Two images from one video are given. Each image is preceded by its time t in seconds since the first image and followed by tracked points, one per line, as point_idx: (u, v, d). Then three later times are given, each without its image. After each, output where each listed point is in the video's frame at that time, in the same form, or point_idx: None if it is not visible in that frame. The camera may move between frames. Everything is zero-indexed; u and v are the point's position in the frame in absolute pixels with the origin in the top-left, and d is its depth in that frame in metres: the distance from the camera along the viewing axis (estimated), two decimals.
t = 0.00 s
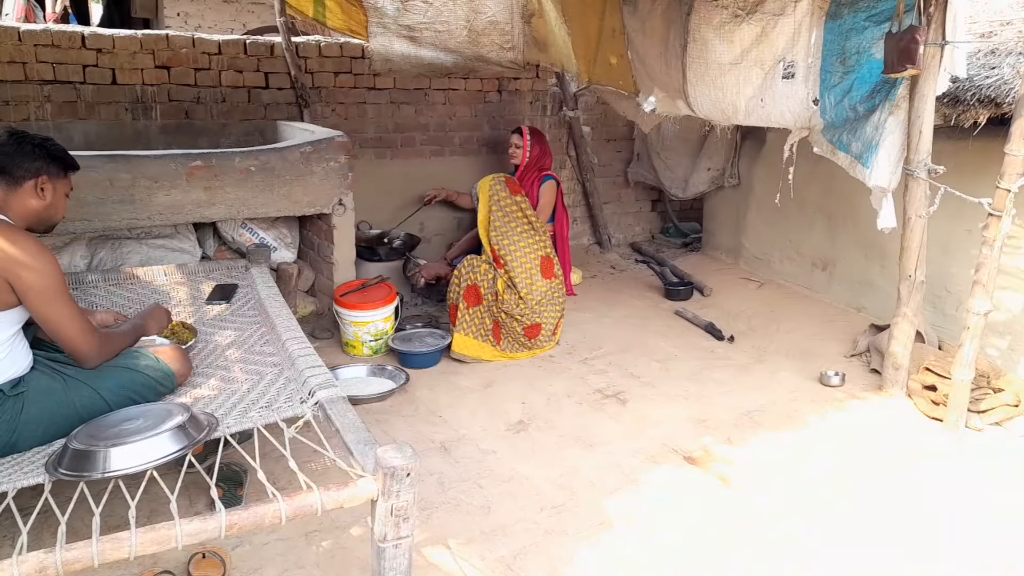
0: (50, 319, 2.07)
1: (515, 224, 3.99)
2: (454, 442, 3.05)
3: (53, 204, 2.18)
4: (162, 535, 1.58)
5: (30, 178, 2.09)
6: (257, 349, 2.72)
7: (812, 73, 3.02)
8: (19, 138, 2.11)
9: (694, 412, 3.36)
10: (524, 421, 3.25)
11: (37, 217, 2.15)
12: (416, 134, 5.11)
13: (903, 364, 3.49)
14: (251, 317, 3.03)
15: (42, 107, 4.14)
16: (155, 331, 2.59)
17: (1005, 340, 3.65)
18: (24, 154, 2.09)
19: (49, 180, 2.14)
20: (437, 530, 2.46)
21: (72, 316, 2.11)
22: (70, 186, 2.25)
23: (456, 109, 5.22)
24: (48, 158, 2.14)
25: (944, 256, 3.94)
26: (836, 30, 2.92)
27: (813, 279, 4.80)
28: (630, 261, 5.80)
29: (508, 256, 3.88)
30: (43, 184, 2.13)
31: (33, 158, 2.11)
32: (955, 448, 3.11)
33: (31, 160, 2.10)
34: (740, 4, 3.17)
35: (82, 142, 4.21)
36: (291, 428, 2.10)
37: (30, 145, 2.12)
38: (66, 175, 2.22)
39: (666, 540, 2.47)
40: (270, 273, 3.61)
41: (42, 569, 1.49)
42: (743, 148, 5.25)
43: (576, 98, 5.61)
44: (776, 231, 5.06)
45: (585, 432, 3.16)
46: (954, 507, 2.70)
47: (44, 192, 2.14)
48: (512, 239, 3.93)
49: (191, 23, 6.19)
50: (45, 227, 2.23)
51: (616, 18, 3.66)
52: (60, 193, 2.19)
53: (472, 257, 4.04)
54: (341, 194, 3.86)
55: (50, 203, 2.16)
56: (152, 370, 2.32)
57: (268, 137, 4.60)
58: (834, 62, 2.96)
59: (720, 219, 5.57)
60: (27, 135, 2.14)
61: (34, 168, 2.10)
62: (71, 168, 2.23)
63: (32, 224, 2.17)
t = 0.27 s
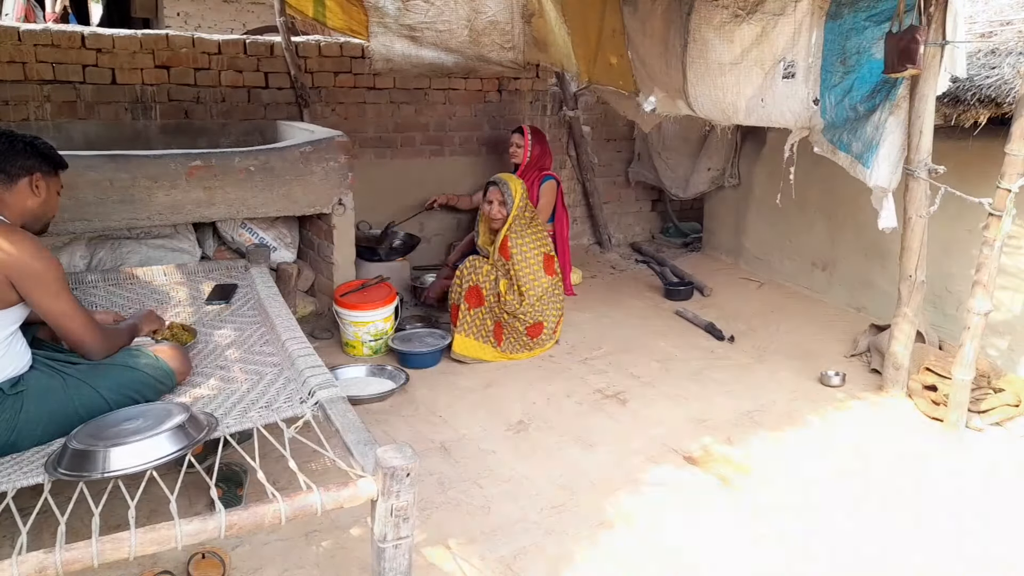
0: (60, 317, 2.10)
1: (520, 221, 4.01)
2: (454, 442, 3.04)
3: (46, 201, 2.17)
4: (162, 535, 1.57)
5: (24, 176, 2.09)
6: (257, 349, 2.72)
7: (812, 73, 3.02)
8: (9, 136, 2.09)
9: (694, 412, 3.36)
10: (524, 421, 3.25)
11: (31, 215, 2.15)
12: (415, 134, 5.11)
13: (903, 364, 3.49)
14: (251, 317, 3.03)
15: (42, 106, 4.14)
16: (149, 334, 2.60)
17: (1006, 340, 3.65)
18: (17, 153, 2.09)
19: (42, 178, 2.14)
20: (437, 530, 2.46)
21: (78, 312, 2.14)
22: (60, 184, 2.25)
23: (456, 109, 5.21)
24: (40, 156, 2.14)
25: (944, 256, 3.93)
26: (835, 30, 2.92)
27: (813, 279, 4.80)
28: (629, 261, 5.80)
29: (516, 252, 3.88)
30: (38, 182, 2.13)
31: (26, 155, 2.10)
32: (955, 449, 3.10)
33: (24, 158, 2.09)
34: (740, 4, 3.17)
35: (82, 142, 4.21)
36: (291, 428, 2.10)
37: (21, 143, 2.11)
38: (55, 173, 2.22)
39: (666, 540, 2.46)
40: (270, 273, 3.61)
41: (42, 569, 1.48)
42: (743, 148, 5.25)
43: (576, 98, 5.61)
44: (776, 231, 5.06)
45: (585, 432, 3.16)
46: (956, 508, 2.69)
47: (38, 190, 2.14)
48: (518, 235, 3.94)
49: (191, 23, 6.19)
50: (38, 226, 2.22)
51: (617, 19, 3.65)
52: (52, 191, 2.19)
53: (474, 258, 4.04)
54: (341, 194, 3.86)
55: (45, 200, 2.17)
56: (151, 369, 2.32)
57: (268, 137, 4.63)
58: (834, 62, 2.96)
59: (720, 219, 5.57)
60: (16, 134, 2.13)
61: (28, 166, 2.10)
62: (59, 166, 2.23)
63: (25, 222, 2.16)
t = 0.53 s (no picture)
0: (58, 321, 2.08)
1: (511, 222, 4.02)
2: (455, 442, 3.05)
3: (45, 200, 2.18)
4: (162, 534, 1.58)
5: (22, 174, 2.09)
6: (257, 349, 2.72)
7: (811, 73, 3.02)
8: (5, 134, 2.10)
9: (694, 412, 3.36)
10: (524, 421, 3.25)
11: (29, 213, 2.15)
12: (416, 134, 5.12)
13: (903, 364, 3.49)
14: (252, 317, 3.03)
15: (43, 106, 4.14)
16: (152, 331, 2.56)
17: (1006, 340, 3.65)
18: (14, 151, 2.09)
19: (40, 176, 2.15)
20: (437, 530, 2.47)
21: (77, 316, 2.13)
22: (58, 183, 2.25)
23: (456, 109, 5.22)
24: (37, 154, 2.14)
25: (943, 255, 3.94)
26: (835, 30, 2.93)
27: (812, 279, 4.81)
28: (630, 261, 5.80)
29: (507, 251, 3.88)
30: (35, 180, 2.13)
31: (23, 153, 2.10)
32: (954, 448, 3.11)
33: (21, 156, 2.10)
34: (740, 4, 3.17)
35: (82, 142, 4.23)
36: (291, 428, 2.10)
37: (18, 141, 2.11)
38: (53, 171, 2.23)
39: (666, 539, 2.47)
40: (270, 273, 3.62)
41: (42, 569, 1.49)
42: (743, 148, 5.25)
43: (576, 98, 5.61)
44: (776, 231, 5.06)
45: (585, 432, 3.16)
46: (955, 507, 2.70)
47: (37, 188, 2.14)
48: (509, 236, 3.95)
49: (191, 23, 6.19)
50: (38, 225, 2.23)
51: (616, 19, 3.64)
52: (50, 190, 2.20)
53: (468, 258, 4.06)
54: (341, 194, 3.86)
55: (43, 198, 2.17)
56: (151, 369, 2.32)
57: (268, 137, 4.64)
58: (834, 62, 2.97)
59: (720, 219, 5.57)
60: (12, 133, 2.13)
61: (25, 165, 2.10)
62: (57, 164, 2.23)
63: (24, 222, 2.16)
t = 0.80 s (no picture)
0: (58, 321, 2.09)
1: (509, 222, 4.02)
2: (455, 442, 3.05)
3: (45, 200, 2.18)
4: (162, 535, 1.57)
5: (21, 174, 2.09)
6: (257, 349, 2.72)
7: (811, 73, 3.02)
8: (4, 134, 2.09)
9: (693, 412, 3.36)
10: (524, 421, 3.25)
11: (30, 214, 2.15)
12: (416, 134, 5.12)
13: (903, 364, 3.49)
14: (252, 317, 3.03)
15: (43, 106, 4.14)
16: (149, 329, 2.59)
17: (1006, 340, 3.65)
18: (13, 151, 2.09)
19: (40, 176, 2.15)
20: (437, 530, 2.47)
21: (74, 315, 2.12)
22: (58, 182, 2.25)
23: (457, 109, 5.22)
24: (35, 153, 2.14)
25: (943, 255, 3.94)
26: (835, 30, 2.93)
27: (812, 279, 4.81)
28: (630, 261, 5.80)
29: (507, 252, 3.89)
30: (35, 180, 2.13)
31: (22, 153, 2.10)
32: (954, 448, 3.11)
33: (20, 156, 2.09)
34: (740, 4, 3.17)
35: (82, 142, 4.24)
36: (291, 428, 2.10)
37: (17, 141, 2.11)
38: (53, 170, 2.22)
39: (665, 539, 2.47)
40: (270, 273, 3.62)
41: (42, 570, 1.49)
42: (743, 148, 5.25)
43: (576, 98, 5.61)
44: (776, 231, 5.06)
45: (584, 432, 3.16)
46: (955, 507, 2.70)
47: (37, 187, 2.14)
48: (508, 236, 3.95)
49: (191, 23, 6.19)
50: (42, 225, 2.23)
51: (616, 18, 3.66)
52: (51, 189, 2.20)
53: (467, 258, 4.06)
54: (341, 194, 3.87)
55: (43, 198, 2.17)
56: (151, 369, 2.32)
57: (268, 137, 4.65)
58: (834, 62, 2.97)
59: (720, 219, 5.57)
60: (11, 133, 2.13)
61: (24, 165, 2.10)
62: (56, 163, 2.23)
63: (25, 222, 2.16)
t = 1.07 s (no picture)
0: (59, 320, 2.11)
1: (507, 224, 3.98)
2: (455, 442, 3.05)
3: (43, 199, 2.18)
4: (162, 535, 1.57)
5: (20, 173, 2.09)
6: (257, 349, 2.72)
7: (811, 73, 3.02)
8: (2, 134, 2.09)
9: (693, 412, 3.36)
10: (524, 421, 3.25)
11: (28, 213, 2.15)
12: (415, 134, 5.12)
13: (903, 364, 3.50)
14: (252, 317, 3.03)
15: (42, 106, 4.14)
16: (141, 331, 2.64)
17: (1006, 340, 3.65)
18: (12, 150, 2.08)
19: (38, 175, 2.15)
20: (437, 530, 2.46)
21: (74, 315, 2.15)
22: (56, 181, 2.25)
23: (456, 109, 5.22)
24: (33, 152, 2.14)
25: (943, 256, 3.93)
26: (835, 30, 2.93)
27: (812, 279, 4.81)
28: (630, 261, 5.80)
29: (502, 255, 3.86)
30: (33, 179, 2.13)
31: (21, 152, 2.10)
32: (954, 448, 3.10)
33: (19, 155, 2.09)
34: (740, 4, 3.17)
35: (82, 142, 4.23)
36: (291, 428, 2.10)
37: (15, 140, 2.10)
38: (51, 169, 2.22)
39: (665, 539, 2.47)
40: (270, 273, 3.62)
41: (42, 569, 1.49)
42: (743, 148, 5.25)
43: (576, 98, 5.61)
44: (776, 231, 5.05)
45: (584, 432, 3.16)
46: (955, 507, 2.70)
47: (35, 186, 2.14)
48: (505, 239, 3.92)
49: (191, 23, 6.19)
50: (39, 225, 2.23)
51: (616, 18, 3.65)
52: (49, 188, 2.20)
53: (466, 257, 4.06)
54: (341, 194, 3.87)
55: (41, 197, 2.17)
56: (151, 369, 2.31)
57: (268, 137, 4.64)
58: (834, 62, 2.97)
59: (720, 219, 5.57)
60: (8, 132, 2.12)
61: (22, 164, 2.10)
62: (55, 162, 2.22)
63: (24, 222, 2.16)
